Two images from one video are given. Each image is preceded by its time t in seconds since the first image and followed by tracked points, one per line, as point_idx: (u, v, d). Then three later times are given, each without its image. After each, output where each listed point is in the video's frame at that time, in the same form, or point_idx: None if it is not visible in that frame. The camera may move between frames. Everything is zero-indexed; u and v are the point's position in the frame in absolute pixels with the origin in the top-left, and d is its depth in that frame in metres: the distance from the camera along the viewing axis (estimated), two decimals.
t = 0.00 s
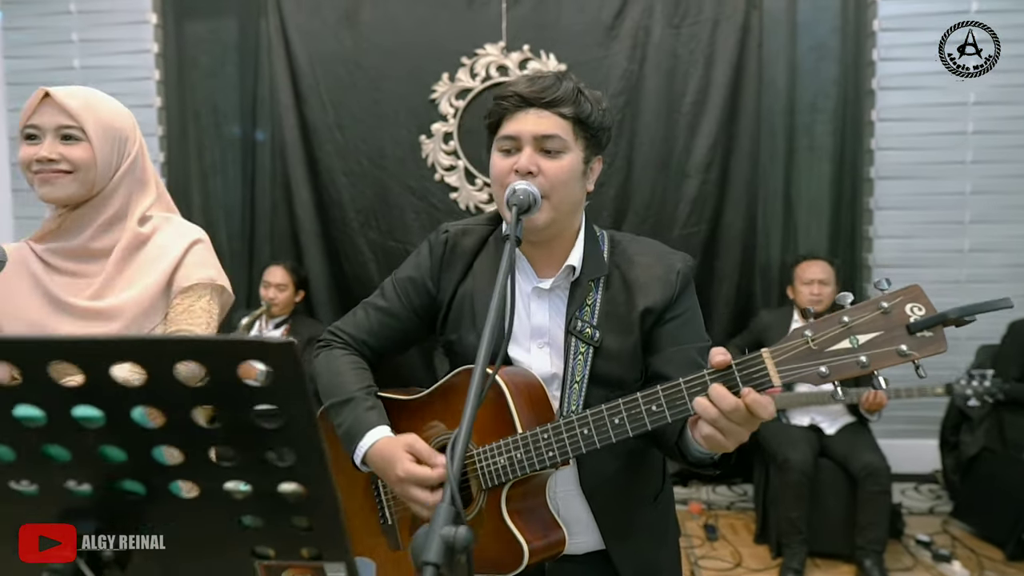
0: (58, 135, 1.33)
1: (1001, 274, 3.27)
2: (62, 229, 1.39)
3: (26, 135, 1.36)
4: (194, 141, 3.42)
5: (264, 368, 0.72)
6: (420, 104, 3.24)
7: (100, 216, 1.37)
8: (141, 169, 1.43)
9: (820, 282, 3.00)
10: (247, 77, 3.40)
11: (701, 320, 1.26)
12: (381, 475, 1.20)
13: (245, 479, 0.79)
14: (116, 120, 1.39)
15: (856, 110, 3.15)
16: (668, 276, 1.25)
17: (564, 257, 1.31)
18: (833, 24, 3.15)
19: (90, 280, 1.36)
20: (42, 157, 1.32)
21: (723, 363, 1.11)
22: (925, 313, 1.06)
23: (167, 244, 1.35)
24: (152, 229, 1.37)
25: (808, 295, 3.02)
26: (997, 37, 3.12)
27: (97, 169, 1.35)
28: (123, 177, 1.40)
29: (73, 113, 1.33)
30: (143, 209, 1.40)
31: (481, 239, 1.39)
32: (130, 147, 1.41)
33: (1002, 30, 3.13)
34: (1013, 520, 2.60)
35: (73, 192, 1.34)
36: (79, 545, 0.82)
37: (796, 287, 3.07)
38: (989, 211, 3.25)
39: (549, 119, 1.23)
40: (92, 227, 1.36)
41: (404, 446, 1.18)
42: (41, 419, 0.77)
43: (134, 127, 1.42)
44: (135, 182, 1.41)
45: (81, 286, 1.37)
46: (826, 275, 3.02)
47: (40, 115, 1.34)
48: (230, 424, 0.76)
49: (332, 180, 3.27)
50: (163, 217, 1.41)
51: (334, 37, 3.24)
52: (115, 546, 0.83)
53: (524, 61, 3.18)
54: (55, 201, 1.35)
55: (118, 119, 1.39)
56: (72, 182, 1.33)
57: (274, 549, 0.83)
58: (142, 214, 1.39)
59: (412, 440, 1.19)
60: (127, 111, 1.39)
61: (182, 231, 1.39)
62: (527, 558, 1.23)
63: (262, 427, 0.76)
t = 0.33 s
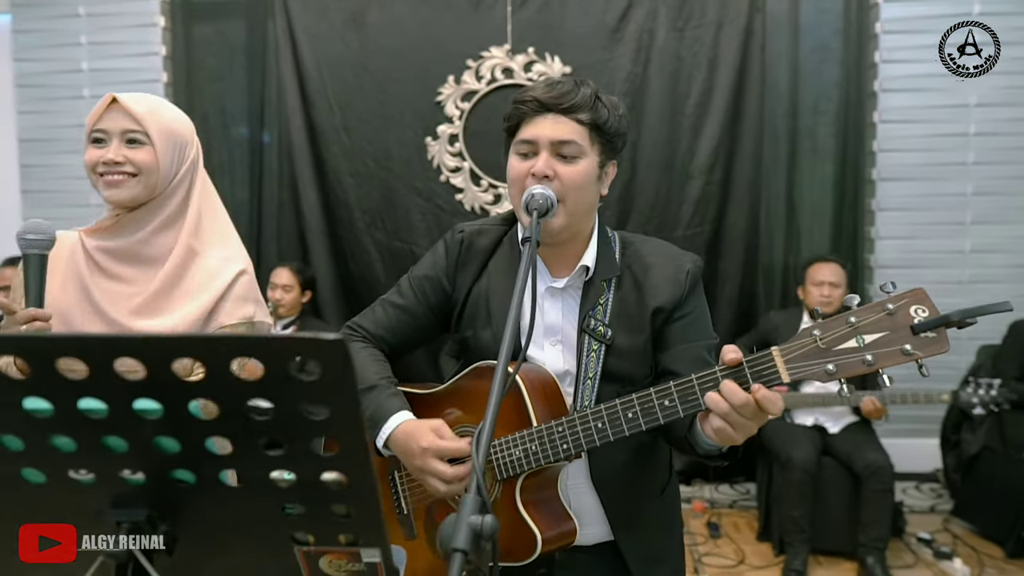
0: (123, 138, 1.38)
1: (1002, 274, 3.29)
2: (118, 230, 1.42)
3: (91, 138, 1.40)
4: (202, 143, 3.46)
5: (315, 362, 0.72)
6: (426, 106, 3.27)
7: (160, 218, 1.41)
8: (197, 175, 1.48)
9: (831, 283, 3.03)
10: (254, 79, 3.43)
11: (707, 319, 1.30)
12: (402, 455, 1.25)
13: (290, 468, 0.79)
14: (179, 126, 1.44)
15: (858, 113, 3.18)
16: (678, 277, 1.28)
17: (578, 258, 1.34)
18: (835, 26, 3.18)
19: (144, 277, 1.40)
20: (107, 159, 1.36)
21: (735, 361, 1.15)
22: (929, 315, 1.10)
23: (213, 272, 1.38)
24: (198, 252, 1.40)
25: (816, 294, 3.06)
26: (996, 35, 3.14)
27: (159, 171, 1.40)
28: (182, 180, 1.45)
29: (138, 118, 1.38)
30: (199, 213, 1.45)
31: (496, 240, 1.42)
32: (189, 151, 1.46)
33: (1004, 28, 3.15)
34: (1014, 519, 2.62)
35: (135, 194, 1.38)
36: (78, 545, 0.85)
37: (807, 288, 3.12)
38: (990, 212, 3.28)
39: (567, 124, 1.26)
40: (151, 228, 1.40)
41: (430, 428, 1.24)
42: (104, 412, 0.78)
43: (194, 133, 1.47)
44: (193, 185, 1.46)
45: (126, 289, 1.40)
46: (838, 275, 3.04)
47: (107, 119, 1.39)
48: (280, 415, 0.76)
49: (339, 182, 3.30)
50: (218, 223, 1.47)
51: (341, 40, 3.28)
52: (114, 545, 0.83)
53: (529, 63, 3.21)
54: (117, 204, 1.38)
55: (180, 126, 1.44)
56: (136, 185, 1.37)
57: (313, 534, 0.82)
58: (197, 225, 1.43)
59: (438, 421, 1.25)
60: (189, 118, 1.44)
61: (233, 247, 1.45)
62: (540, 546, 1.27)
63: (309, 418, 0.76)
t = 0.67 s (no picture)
0: (165, 151, 1.41)
1: (995, 274, 3.33)
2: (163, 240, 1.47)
3: (136, 152, 1.44)
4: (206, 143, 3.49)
5: (361, 350, 0.72)
6: (429, 108, 3.31)
7: (201, 227, 1.45)
8: (236, 183, 1.51)
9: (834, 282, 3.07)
10: (258, 80, 3.47)
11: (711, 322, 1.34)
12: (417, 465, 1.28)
13: (328, 452, 0.79)
14: (217, 137, 1.46)
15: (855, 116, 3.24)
16: (683, 280, 1.32)
17: (587, 260, 1.38)
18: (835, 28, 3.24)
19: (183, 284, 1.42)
20: (151, 172, 1.39)
21: (742, 360, 1.19)
22: (925, 321, 1.16)
23: (261, 262, 1.43)
24: (244, 248, 1.44)
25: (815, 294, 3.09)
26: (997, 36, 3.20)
27: (200, 183, 1.42)
28: (222, 190, 1.48)
29: (178, 130, 1.41)
30: (237, 220, 1.47)
31: (509, 239, 1.46)
32: (228, 161, 1.49)
33: (1003, 25, 3.20)
34: (1009, 515, 2.67)
35: (178, 207, 1.41)
36: (79, 545, 0.86)
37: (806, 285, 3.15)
38: (985, 213, 3.31)
39: (580, 132, 1.30)
40: (194, 236, 1.44)
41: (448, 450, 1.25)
42: (158, 398, 0.78)
43: (233, 144, 1.50)
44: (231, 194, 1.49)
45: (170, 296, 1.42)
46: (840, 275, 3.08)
47: (151, 133, 1.42)
48: (323, 401, 0.76)
49: (342, 182, 3.33)
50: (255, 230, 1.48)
51: (345, 42, 3.31)
52: (115, 546, 0.86)
53: (531, 66, 3.25)
54: (161, 216, 1.42)
55: (220, 137, 1.47)
56: (178, 197, 1.40)
57: (347, 515, 0.82)
58: (240, 228, 1.47)
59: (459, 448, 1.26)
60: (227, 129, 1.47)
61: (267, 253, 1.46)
62: (550, 536, 1.30)
63: (350, 405, 0.76)
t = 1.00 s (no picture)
0: (169, 152, 1.45)
1: (988, 274, 3.35)
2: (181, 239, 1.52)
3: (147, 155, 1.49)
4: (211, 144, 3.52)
5: (391, 344, 0.76)
6: (432, 110, 3.35)
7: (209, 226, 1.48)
8: (246, 180, 1.53)
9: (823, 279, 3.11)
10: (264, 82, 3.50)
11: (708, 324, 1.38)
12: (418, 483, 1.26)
13: (358, 438, 0.83)
14: (222, 136, 1.49)
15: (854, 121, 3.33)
16: (683, 283, 1.37)
17: (592, 261, 1.42)
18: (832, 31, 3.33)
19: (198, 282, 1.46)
20: (155, 173, 1.44)
21: (738, 357, 1.23)
22: (908, 316, 1.21)
23: (269, 257, 1.44)
24: (253, 245, 1.46)
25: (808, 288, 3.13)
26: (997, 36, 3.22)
27: (202, 182, 1.45)
28: (230, 187, 1.50)
29: (179, 131, 1.44)
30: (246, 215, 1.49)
31: (514, 241, 1.50)
32: (235, 158, 1.51)
33: (1003, 24, 3.20)
34: (1003, 510, 2.71)
35: (182, 207, 1.45)
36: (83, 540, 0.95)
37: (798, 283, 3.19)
38: (982, 213, 3.34)
39: (584, 135, 1.34)
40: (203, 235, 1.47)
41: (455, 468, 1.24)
42: (203, 387, 0.81)
43: (241, 141, 1.52)
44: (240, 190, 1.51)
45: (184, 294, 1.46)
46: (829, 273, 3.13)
47: (158, 137, 1.47)
48: (355, 392, 0.80)
49: (346, 183, 3.36)
50: (265, 225, 1.50)
51: (348, 44, 3.34)
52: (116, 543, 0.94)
53: (533, 68, 3.30)
54: (171, 217, 1.46)
55: (225, 134, 1.50)
56: (182, 197, 1.44)
57: (373, 498, 0.86)
58: (250, 224, 1.49)
59: (461, 459, 1.25)
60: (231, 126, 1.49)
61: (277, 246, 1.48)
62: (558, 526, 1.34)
63: (379, 395, 0.79)
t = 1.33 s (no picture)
0: (165, 143, 1.48)
1: (978, 274, 3.39)
2: (176, 232, 1.55)
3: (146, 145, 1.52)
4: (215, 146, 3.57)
5: (412, 337, 0.81)
6: (433, 112, 3.40)
7: (199, 217, 1.50)
8: (239, 173, 1.55)
9: (812, 276, 3.17)
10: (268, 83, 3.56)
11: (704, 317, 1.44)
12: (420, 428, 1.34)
13: (378, 425, 0.88)
14: (218, 130, 1.52)
15: (846, 121, 3.39)
16: (680, 276, 1.43)
17: (594, 256, 1.47)
18: (827, 35, 3.39)
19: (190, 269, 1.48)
20: (150, 163, 1.47)
21: (735, 340, 1.28)
22: (893, 304, 1.26)
23: (263, 242, 1.46)
24: (245, 234, 1.48)
25: (797, 288, 3.19)
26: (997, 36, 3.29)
27: (194, 172, 1.48)
28: (224, 181, 1.52)
29: (177, 124, 1.48)
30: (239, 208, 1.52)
31: (519, 237, 1.56)
32: (231, 153, 1.54)
33: (1004, 27, 3.29)
34: (992, 505, 2.77)
35: (173, 196, 1.48)
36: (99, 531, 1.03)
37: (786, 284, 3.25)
38: (975, 214, 3.38)
39: (583, 141, 1.39)
40: (191, 225, 1.49)
41: (456, 412, 1.36)
42: (238, 376, 0.87)
43: (236, 136, 1.55)
44: (233, 182, 1.53)
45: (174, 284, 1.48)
46: (818, 271, 3.18)
47: (157, 127, 1.50)
48: (377, 381, 0.85)
49: (349, 184, 3.41)
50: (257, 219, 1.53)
51: (351, 46, 3.39)
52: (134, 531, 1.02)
53: (532, 71, 3.35)
54: (163, 205, 1.49)
55: (222, 129, 1.53)
56: (174, 187, 1.47)
57: (390, 481, 0.91)
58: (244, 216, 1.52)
59: (460, 403, 1.38)
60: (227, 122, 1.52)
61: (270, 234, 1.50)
62: (562, 504, 1.39)
63: (399, 384, 0.84)
